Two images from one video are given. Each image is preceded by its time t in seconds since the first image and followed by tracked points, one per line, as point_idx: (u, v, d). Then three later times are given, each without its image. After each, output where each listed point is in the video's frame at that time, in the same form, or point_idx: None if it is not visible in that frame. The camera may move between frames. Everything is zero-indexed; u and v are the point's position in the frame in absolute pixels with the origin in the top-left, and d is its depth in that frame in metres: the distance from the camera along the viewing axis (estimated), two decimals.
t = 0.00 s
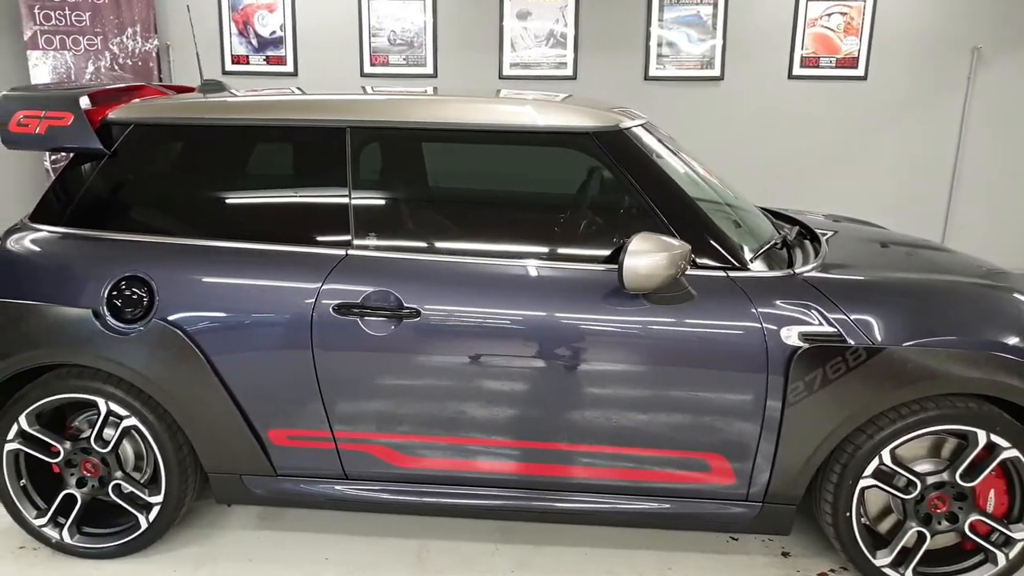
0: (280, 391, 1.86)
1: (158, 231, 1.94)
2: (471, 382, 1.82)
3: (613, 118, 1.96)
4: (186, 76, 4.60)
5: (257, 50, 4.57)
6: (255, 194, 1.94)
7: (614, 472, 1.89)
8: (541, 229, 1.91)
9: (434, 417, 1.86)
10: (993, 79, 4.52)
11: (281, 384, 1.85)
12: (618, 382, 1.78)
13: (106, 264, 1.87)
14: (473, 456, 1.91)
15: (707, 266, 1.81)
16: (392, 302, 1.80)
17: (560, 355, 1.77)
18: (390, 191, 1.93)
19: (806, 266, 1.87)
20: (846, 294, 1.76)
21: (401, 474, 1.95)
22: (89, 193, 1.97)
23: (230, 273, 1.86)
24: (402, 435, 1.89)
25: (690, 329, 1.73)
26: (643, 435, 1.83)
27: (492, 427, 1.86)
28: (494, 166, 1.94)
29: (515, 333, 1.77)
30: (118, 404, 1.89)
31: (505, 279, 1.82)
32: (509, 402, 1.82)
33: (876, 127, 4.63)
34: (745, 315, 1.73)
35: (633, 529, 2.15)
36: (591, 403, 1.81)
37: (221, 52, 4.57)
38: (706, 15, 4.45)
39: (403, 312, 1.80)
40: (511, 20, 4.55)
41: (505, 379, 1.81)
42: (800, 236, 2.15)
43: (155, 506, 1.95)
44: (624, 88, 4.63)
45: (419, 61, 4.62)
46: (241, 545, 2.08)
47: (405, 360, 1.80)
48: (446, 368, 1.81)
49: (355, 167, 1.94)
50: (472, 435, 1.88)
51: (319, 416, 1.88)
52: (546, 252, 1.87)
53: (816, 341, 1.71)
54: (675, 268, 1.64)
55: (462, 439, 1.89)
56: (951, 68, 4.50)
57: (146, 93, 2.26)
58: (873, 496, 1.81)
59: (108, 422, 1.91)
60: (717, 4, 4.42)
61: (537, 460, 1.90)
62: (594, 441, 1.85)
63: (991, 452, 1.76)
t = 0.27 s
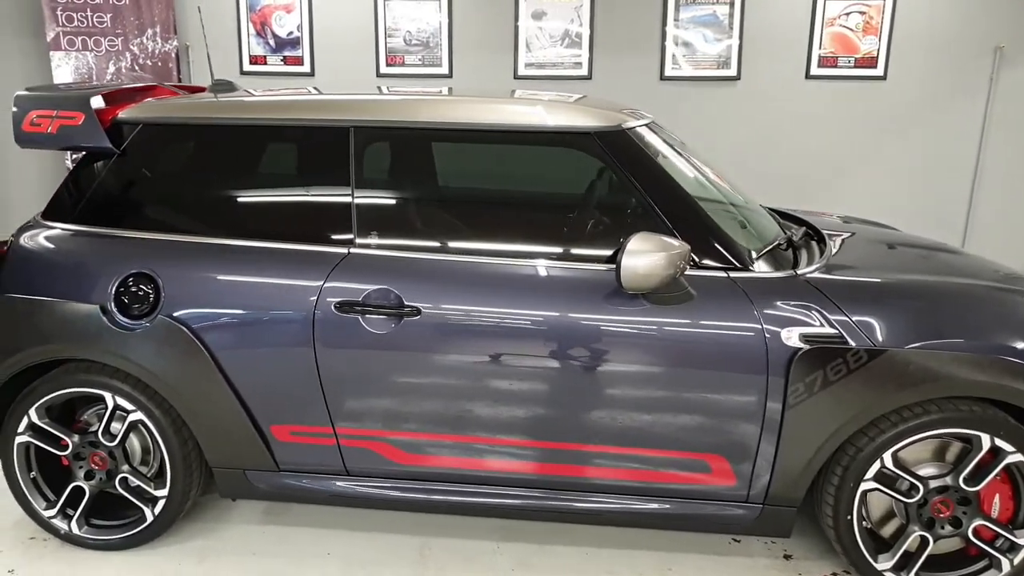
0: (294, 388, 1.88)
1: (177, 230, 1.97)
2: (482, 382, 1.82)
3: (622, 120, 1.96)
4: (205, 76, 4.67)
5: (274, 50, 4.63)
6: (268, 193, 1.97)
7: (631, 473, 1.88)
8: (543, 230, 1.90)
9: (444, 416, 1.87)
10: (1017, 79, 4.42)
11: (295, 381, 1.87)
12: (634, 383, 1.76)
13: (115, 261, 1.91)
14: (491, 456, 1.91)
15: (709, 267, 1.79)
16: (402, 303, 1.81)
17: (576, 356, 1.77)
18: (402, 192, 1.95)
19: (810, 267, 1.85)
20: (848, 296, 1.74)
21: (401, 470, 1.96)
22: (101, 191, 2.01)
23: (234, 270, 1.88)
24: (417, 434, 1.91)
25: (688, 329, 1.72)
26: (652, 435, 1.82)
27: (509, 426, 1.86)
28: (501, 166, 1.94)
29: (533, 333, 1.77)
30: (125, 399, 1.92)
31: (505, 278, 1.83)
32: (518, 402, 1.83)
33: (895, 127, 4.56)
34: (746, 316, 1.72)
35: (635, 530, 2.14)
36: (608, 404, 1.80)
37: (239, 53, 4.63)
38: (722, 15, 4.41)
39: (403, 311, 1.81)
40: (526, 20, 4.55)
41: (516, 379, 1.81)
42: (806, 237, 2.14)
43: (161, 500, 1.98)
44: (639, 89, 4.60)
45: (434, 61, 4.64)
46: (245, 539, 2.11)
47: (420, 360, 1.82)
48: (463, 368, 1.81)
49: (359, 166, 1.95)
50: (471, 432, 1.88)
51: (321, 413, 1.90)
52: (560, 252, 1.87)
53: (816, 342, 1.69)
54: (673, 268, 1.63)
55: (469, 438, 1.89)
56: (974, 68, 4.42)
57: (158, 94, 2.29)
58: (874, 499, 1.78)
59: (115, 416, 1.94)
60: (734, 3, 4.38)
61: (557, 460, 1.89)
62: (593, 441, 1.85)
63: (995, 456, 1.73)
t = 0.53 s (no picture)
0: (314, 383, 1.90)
1: (195, 229, 2.00)
2: (492, 380, 1.84)
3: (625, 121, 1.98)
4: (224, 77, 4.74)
5: (291, 51, 4.68)
6: (283, 191, 2.00)
7: (644, 472, 1.88)
8: (543, 230, 1.91)
9: (452, 413, 1.89)
10: None
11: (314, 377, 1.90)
12: (641, 382, 1.77)
13: (125, 257, 1.95)
14: (510, 454, 1.92)
15: (706, 267, 1.80)
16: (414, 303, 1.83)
17: (595, 356, 1.77)
18: (411, 191, 1.97)
19: (809, 267, 1.85)
20: (847, 296, 1.74)
21: (400, 465, 1.98)
22: (115, 190, 2.05)
23: (240, 266, 1.92)
24: (432, 430, 1.92)
25: (684, 328, 1.73)
26: (658, 434, 1.82)
27: (527, 425, 1.87)
28: (511, 167, 1.94)
29: (553, 332, 1.78)
30: (133, 392, 1.97)
31: (504, 277, 1.84)
32: (524, 400, 1.84)
33: (912, 129, 4.51)
34: (743, 316, 1.72)
35: (635, 527, 2.15)
36: (629, 403, 1.80)
37: (257, 53, 4.69)
38: (737, 15, 4.38)
39: (404, 308, 1.83)
40: (540, 20, 4.55)
41: (528, 378, 1.82)
42: (809, 238, 2.14)
43: (168, 492, 2.02)
44: (653, 89, 4.59)
45: (449, 62, 4.66)
46: (250, 532, 2.15)
47: (436, 358, 1.83)
48: (483, 367, 1.83)
49: (361, 166, 1.98)
50: (470, 428, 1.90)
51: (323, 408, 1.93)
52: (572, 252, 1.88)
53: (815, 342, 1.69)
54: (669, 267, 1.64)
55: (475, 434, 1.91)
56: (993, 68, 4.36)
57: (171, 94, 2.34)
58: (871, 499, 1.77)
59: (123, 409, 1.99)
60: (748, 4, 4.36)
61: (578, 458, 1.90)
62: (590, 438, 1.86)
63: (993, 457, 1.71)
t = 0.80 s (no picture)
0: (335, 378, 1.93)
1: (211, 226, 2.04)
2: (502, 377, 1.86)
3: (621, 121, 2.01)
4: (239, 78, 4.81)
5: (304, 52, 4.74)
6: (297, 188, 2.04)
7: (650, 467, 1.89)
8: (541, 229, 1.94)
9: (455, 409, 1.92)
10: None
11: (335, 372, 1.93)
12: (634, 378, 1.79)
13: (133, 253, 2.01)
14: (520, 449, 1.94)
15: (699, 265, 1.82)
16: (430, 301, 1.86)
17: (614, 354, 1.79)
18: (420, 190, 2.01)
19: (803, 266, 1.87)
20: (840, 293, 1.76)
21: (397, 457, 2.01)
22: (127, 188, 2.11)
23: (244, 262, 1.97)
24: (442, 426, 1.95)
25: (678, 324, 1.75)
26: (651, 429, 1.84)
27: (534, 421, 1.89)
28: (525, 166, 1.97)
29: (573, 329, 1.80)
30: (140, 385, 2.02)
31: (500, 274, 1.88)
32: (527, 396, 1.87)
33: (924, 129, 4.47)
34: (734, 315, 1.74)
35: (632, 523, 2.16)
36: (648, 402, 1.81)
37: (271, 54, 4.75)
38: (747, 15, 4.38)
39: (403, 304, 1.87)
40: (551, 21, 4.56)
41: (542, 375, 1.84)
42: (808, 239, 2.17)
43: (172, 483, 2.07)
44: (663, 90, 4.59)
45: (460, 63, 4.69)
46: (253, 523, 2.19)
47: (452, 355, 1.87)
48: (505, 364, 1.85)
49: (362, 165, 2.02)
50: (466, 422, 1.93)
51: (322, 401, 1.97)
52: (580, 251, 1.90)
53: (807, 339, 1.71)
54: (659, 265, 1.69)
55: (480, 429, 1.93)
56: (1008, 68, 4.31)
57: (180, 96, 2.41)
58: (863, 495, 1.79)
59: (130, 401, 2.04)
60: (759, 4, 4.35)
61: (592, 454, 1.91)
62: (583, 432, 1.88)
63: (983, 454, 1.72)
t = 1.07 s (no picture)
0: (349, 373, 1.96)
1: (216, 225, 2.08)
2: (512, 374, 1.89)
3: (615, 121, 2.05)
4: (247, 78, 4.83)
5: (312, 52, 4.76)
6: (300, 187, 2.07)
7: (651, 463, 1.92)
8: (534, 227, 1.97)
9: (452, 403, 1.95)
10: None
11: (348, 368, 1.95)
12: (626, 373, 1.83)
13: (135, 250, 2.05)
14: (530, 445, 1.96)
15: (688, 262, 1.87)
16: (444, 299, 1.88)
17: (634, 351, 1.81)
18: (422, 188, 2.03)
19: (793, 265, 1.92)
20: (826, 290, 1.82)
21: (392, 452, 2.05)
22: (132, 186, 2.15)
23: (243, 258, 2.01)
24: (442, 421, 1.98)
25: (669, 321, 1.79)
26: (641, 422, 1.88)
27: (533, 417, 1.92)
28: (528, 166, 2.01)
29: (587, 326, 1.82)
30: (140, 379, 2.06)
31: (494, 270, 1.91)
32: (527, 392, 1.90)
33: (927, 129, 4.51)
34: (724, 312, 1.80)
35: (625, 517, 2.18)
36: (656, 397, 1.84)
37: (278, 55, 4.78)
38: (752, 16, 4.39)
39: (398, 300, 1.90)
40: (556, 21, 4.57)
41: (556, 372, 1.86)
42: (800, 235, 2.23)
43: (172, 476, 2.11)
44: (668, 90, 4.60)
45: (466, 63, 4.70)
46: (251, 515, 2.22)
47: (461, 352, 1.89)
48: (525, 360, 1.87)
49: (357, 163, 2.05)
50: (461, 416, 1.96)
51: (318, 396, 2.00)
52: (583, 250, 1.92)
53: (788, 335, 1.76)
54: (648, 261, 1.73)
55: (487, 425, 1.96)
56: (1010, 69, 4.35)
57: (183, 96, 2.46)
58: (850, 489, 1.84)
59: (130, 395, 2.08)
60: (763, 4, 4.37)
61: (602, 450, 1.93)
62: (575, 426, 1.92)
63: (969, 449, 1.76)
